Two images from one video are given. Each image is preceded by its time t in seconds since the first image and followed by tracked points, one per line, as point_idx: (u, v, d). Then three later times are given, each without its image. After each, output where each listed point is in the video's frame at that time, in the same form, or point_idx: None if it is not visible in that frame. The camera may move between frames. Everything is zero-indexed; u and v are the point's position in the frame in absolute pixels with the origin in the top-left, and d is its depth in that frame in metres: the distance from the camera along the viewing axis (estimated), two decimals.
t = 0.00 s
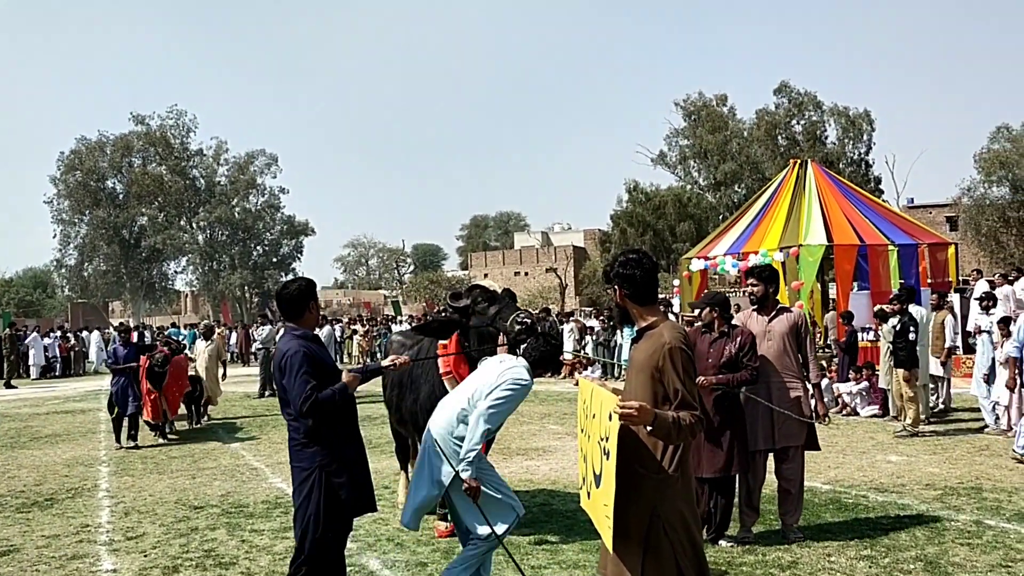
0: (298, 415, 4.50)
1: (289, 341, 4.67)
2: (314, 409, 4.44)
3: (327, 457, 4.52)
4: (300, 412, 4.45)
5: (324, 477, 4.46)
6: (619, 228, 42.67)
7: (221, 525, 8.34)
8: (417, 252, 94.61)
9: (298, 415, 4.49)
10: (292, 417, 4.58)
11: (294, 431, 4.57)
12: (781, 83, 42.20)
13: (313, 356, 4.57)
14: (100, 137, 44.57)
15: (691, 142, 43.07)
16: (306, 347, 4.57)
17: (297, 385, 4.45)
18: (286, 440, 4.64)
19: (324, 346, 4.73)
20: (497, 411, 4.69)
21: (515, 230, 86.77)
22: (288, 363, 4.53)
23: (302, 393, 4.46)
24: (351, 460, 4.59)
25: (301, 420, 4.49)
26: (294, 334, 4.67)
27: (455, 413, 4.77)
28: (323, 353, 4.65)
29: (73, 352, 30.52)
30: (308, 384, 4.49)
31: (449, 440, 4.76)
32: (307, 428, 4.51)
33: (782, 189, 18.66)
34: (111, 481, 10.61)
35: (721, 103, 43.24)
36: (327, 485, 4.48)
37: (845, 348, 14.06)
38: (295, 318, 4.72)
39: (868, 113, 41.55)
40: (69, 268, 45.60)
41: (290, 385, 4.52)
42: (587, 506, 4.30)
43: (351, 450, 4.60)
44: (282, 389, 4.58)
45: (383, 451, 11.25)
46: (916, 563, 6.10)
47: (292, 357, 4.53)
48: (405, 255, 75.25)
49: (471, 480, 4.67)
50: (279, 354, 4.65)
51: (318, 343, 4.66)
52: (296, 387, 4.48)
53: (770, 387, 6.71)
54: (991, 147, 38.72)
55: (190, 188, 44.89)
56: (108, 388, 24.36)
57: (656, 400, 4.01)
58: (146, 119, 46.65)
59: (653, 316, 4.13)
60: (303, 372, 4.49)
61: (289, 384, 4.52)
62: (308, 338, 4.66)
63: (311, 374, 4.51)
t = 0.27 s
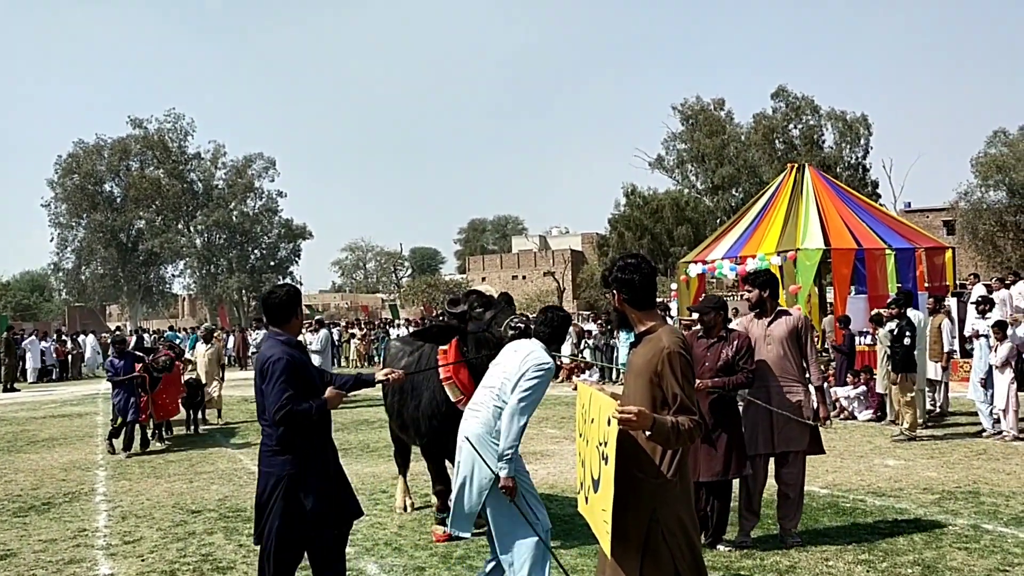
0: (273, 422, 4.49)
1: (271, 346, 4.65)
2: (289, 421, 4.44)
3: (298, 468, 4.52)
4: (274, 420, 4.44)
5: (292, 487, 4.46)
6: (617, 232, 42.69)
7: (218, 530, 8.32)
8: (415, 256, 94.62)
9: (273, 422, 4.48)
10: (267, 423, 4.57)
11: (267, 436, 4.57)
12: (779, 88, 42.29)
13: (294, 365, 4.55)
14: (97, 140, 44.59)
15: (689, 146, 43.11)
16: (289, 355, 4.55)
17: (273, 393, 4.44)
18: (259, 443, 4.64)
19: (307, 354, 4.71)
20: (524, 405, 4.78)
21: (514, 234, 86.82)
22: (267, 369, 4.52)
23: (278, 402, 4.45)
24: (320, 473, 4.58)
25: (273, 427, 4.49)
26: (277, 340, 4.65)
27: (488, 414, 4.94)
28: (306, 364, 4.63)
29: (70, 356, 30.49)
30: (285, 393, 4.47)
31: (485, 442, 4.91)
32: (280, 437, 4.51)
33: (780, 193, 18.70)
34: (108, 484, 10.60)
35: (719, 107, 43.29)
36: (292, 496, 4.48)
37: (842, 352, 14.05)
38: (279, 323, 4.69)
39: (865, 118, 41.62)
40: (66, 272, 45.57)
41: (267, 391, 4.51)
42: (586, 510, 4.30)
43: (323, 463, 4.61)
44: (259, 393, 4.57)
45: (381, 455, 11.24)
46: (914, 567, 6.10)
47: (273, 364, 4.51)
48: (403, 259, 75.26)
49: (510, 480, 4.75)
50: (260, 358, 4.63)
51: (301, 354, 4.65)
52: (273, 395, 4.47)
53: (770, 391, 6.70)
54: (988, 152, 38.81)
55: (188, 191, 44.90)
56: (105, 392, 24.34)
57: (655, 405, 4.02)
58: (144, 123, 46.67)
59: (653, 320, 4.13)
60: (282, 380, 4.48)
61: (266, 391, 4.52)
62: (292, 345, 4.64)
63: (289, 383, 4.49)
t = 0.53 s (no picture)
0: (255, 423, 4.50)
1: (261, 347, 4.67)
2: (268, 422, 4.44)
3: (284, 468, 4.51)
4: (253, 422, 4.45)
5: (275, 485, 4.44)
6: (615, 235, 42.67)
7: (216, 532, 8.31)
8: (413, 259, 94.61)
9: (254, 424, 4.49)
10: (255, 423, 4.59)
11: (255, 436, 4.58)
12: (776, 91, 42.36)
13: (278, 366, 4.55)
14: (96, 143, 44.57)
15: (687, 149, 43.13)
16: (273, 357, 4.55)
17: (252, 394, 4.46)
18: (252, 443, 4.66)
19: (296, 356, 4.70)
20: (545, 395, 4.77)
21: (512, 237, 86.81)
22: (252, 371, 4.54)
23: (257, 403, 4.46)
24: (307, 474, 4.55)
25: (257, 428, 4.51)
26: (267, 341, 4.66)
27: (511, 408, 4.93)
28: (292, 365, 4.62)
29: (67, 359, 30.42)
30: (266, 394, 4.49)
31: (511, 436, 4.90)
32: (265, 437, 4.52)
33: (778, 196, 18.72)
34: (105, 488, 10.58)
35: (717, 110, 43.32)
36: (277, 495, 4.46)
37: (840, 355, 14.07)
38: (271, 323, 4.69)
39: (863, 121, 41.68)
40: (64, 274, 45.51)
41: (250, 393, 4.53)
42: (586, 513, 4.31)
43: (311, 464, 4.59)
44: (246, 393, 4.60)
45: (379, 458, 11.23)
46: (912, 570, 6.10)
47: (258, 366, 4.53)
48: (401, 262, 75.24)
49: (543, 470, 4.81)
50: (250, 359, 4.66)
51: (288, 355, 4.64)
52: (253, 396, 4.49)
53: (772, 394, 6.70)
54: (985, 155, 38.90)
55: (187, 194, 44.86)
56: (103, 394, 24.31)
57: (654, 408, 4.02)
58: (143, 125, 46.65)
59: (652, 322, 4.13)
60: (263, 382, 4.50)
61: (250, 392, 4.55)
62: (279, 347, 4.65)
63: (271, 385, 4.50)
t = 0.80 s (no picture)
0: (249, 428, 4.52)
1: (262, 351, 4.67)
2: (259, 425, 4.43)
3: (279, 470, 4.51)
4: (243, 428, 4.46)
5: (270, 488, 4.44)
6: (614, 236, 42.66)
7: (216, 534, 8.31)
8: (413, 260, 94.65)
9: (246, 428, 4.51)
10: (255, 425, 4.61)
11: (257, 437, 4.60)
12: (776, 92, 42.40)
13: (271, 371, 4.54)
14: (95, 144, 44.59)
15: (686, 150, 43.15)
16: (267, 362, 4.55)
17: (243, 399, 4.47)
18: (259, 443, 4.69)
19: (294, 358, 4.66)
20: (550, 391, 4.76)
21: (512, 238, 86.83)
22: (247, 375, 4.56)
23: (246, 408, 4.47)
24: (304, 476, 4.52)
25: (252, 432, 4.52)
26: (267, 345, 4.66)
27: (522, 406, 4.91)
28: (286, 368, 4.59)
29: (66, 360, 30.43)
30: (258, 398, 4.48)
31: (526, 433, 4.90)
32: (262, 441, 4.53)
33: (777, 197, 18.73)
34: (105, 489, 10.58)
35: (716, 111, 43.34)
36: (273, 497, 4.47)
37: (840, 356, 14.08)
38: (273, 326, 4.68)
39: (862, 122, 41.71)
40: (63, 276, 45.52)
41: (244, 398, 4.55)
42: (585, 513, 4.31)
43: (310, 466, 4.55)
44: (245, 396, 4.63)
45: (379, 460, 11.23)
46: (912, 571, 6.11)
47: (252, 371, 4.55)
48: (400, 264, 75.24)
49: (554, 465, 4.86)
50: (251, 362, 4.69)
51: (284, 358, 4.61)
52: (244, 401, 4.51)
53: (779, 397, 6.69)
54: (984, 156, 38.94)
55: (186, 195, 44.85)
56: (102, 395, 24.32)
57: (654, 409, 4.02)
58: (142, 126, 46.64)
59: (653, 325, 4.13)
60: (255, 386, 4.50)
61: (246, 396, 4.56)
62: (276, 349, 4.62)
63: (263, 390, 4.50)
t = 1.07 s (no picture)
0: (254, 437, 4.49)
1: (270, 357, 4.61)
2: (260, 436, 4.39)
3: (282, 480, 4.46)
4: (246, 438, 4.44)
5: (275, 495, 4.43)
6: (613, 239, 42.64)
7: (216, 536, 8.30)
8: (411, 262, 94.65)
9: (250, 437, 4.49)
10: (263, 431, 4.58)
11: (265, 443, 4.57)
12: (774, 94, 42.46)
13: (274, 381, 4.48)
14: (93, 146, 44.54)
15: (685, 152, 43.18)
16: (269, 371, 4.49)
17: (245, 408, 4.43)
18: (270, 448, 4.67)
19: (301, 365, 4.57)
20: (557, 394, 4.74)
21: (511, 240, 86.84)
22: (251, 383, 4.52)
23: (248, 418, 4.43)
24: (309, 486, 4.46)
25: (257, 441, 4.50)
26: (273, 352, 4.59)
27: (531, 407, 4.93)
28: (290, 377, 4.51)
29: (64, 362, 30.38)
30: (261, 407, 4.43)
31: (534, 434, 4.93)
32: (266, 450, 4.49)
33: (776, 199, 18.73)
34: (104, 491, 10.57)
35: (715, 113, 43.36)
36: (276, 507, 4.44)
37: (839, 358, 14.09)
38: (279, 332, 4.59)
39: (860, 124, 41.79)
40: (61, 278, 45.46)
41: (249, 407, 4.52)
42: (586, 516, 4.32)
43: (315, 476, 4.48)
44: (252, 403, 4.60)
45: (379, 462, 11.22)
46: (913, 573, 6.12)
47: (256, 379, 4.50)
48: (399, 265, 75.22)
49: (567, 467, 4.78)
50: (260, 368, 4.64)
51: (289, 366, 4.53)
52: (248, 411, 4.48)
53: (789, 399, 6.66)
54: (982, 159, 39.01)
55: (185, 197, 44.80)
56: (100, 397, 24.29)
57: (655, 411, 4.02)
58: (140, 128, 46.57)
59: (652, 326, 4.14)
60: (259, 395, 4.45)
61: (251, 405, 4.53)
62: (281, 357, 4.55)
63: (266, 399, 4.45)
